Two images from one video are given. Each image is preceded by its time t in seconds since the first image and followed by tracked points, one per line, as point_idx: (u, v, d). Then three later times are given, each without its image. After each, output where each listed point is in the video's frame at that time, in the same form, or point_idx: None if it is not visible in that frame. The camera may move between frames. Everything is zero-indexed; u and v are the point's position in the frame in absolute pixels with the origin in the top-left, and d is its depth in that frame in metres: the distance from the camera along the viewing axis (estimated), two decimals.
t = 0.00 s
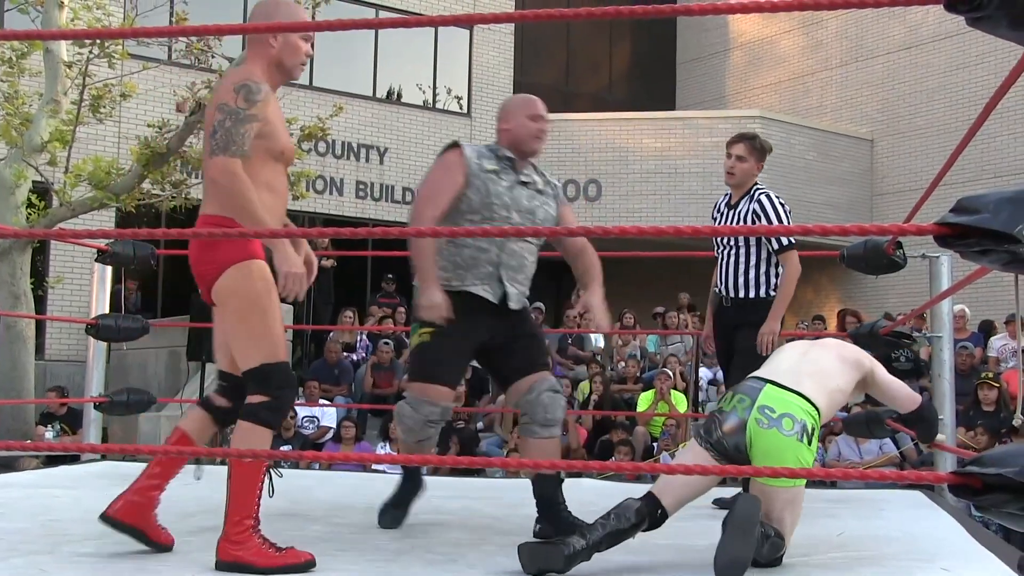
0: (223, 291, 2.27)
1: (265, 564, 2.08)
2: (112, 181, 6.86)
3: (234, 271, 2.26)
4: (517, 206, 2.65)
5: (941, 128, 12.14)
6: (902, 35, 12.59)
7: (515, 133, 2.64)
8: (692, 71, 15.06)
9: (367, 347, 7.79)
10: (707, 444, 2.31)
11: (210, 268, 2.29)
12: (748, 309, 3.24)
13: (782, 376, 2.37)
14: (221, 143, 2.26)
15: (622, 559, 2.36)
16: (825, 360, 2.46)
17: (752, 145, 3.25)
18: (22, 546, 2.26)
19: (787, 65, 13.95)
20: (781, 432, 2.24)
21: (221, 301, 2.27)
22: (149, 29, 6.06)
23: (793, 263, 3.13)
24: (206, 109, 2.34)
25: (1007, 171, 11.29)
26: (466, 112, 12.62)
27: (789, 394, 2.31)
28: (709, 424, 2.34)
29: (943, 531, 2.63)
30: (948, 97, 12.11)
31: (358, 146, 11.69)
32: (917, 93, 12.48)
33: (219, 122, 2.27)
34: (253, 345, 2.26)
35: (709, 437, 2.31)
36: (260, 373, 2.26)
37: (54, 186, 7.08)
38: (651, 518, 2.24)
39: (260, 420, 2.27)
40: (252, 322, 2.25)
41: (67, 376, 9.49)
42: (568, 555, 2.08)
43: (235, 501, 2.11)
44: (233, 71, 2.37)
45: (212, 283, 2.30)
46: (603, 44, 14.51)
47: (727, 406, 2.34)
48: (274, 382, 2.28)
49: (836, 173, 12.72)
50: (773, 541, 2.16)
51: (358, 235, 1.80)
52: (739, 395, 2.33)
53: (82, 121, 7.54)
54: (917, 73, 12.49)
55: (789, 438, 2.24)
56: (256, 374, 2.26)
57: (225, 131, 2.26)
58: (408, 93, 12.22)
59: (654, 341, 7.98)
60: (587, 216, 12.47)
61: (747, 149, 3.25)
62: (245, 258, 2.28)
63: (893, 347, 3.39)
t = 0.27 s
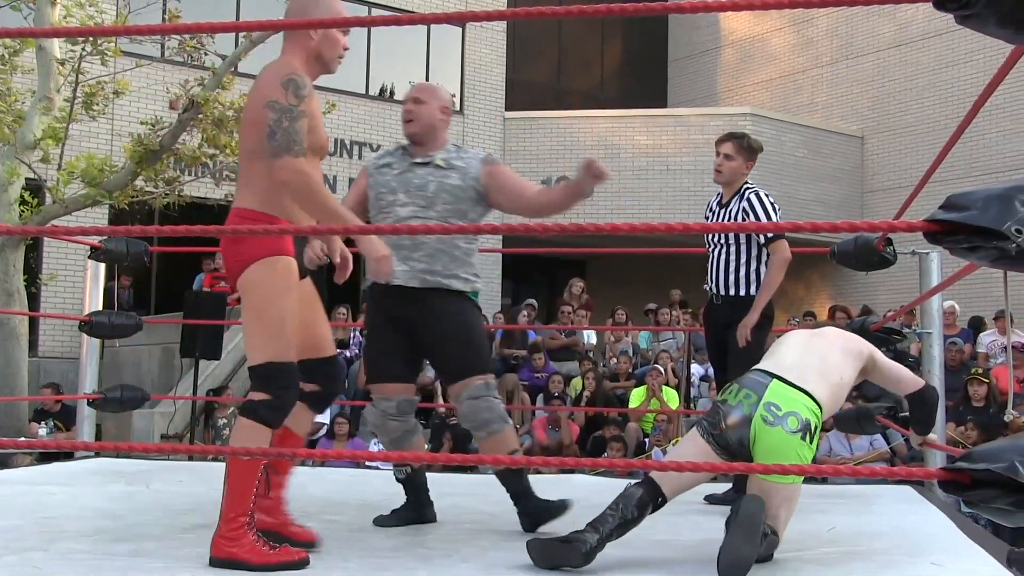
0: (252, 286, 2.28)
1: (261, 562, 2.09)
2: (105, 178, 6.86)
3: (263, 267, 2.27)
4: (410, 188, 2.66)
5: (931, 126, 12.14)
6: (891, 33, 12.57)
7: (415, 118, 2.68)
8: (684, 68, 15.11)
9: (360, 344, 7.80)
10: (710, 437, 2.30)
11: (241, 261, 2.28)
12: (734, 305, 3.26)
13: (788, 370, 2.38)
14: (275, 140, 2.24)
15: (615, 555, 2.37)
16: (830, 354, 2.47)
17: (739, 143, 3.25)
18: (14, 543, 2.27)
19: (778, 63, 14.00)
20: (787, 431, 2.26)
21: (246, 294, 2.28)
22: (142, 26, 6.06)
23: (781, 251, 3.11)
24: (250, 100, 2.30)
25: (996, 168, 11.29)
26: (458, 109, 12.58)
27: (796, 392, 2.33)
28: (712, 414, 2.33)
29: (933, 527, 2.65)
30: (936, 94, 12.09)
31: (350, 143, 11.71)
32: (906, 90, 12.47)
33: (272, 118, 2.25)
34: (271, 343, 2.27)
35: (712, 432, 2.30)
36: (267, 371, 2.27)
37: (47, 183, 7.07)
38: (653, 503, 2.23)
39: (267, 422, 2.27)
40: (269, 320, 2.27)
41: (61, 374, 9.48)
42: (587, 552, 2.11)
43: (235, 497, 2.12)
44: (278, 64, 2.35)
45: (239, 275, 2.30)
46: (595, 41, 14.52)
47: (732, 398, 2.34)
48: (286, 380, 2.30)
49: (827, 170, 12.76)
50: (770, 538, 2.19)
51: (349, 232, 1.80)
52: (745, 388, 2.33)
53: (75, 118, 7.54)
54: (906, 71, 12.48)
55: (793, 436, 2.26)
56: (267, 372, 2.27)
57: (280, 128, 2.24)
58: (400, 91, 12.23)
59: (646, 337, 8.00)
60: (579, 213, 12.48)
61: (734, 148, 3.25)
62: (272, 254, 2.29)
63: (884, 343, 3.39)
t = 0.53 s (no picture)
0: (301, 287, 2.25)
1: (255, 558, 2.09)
2: (100, 177, 6.87)
3: (307, 268, 2.26)
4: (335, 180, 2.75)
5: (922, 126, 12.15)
6: (884, 32, 12.56)
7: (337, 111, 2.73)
8: (678, 67, 15.17)
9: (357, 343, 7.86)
10: (714, 432, 2.32)
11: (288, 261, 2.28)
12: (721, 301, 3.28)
13: (795, 367, 2.40)
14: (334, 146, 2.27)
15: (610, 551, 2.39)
16: (837, 350, 2.49)
17: (731, 144, 3.26)
18: (12, 540, 2.27)
19: (771, 62, 14.04)
20: (790, 430, 2.29)
21: (287, 294, 2.26)
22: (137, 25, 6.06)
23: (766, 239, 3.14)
24: (307, 105, 2.32)
25: (987, 167, 11.32)
26: (453, 108, 12.63)
27: (803, 392, 2.35)
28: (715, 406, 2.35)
29: (927, 522, 2.66)
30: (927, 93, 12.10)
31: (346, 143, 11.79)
32: (897, 88, 12.49)
33: (333, 127, 2.28)
34: (310, 345, 2.25)
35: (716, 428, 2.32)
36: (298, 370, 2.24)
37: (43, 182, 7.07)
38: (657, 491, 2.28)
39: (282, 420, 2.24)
40: (306, 323, 2.24)
41: (57, 373, 9.49)
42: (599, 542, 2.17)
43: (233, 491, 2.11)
44: (334, 70, 2.37)
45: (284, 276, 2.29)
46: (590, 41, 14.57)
47: (737, 394, 2.35)
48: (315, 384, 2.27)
49: (820, 168, 12.81)
50: (763, 536, 2.20)
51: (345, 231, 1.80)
52: (751, 385, 2.35)
53: (71, 117, 7.54)
54: (898, 70, 12.49)
55: (795, 436, 2.29)
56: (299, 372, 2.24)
57: (339, 135, 2.27)
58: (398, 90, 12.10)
59: (641, 334, 8.03)
60: (574, 212, 12.49)
61: (727, 149, 3.25)
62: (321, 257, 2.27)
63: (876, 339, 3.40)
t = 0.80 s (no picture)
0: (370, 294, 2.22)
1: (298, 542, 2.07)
2: (94, 178, 6.85)
3: (380, 273, 2.23)
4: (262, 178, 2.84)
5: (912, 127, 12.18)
6: (874, 33, 12.57)
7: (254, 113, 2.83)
8: (669, 68, 15.21)
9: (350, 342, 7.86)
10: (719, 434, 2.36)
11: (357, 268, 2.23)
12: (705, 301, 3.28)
13: (800, 371, 2.40)
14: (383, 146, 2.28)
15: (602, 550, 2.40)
16: (839, 354, 2.50)
17: (719, 149, 3.24)
18: (6, 542, 2.28)
19: (762, 63, 14.09)
20: (794, 434, 2.29)
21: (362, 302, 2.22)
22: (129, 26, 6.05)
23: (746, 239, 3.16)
24: (353, 113, 2.35)
25: (977, 168, 11.35)
26: (446, 109, 12.59)
27: (807, 396, 2.35)
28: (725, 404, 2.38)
29: (918, 521, 2.67)
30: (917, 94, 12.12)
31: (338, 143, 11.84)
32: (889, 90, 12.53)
33: (380, 126, 2.30)
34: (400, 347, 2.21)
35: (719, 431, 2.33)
36: (398, 372, 2.18)
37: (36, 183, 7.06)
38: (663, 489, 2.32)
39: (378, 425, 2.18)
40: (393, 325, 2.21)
41: (50, 374, 9.48)
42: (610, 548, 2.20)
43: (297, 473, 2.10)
44: (374, 77, 2.40)
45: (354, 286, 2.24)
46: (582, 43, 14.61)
47: (743, 398, 2.35)
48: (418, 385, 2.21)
49: (811, 169, 12.85)
50: (759, 538, 2.19)
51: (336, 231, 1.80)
52: (756, 389, 2.35)
53: (64, 119, 7.53)
54: (888, 71, 12.52)
55: (800, 440, 2.29)
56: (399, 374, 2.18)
57: (388, 135, 2.29)
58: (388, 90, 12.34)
59: (632, 334, 8.05)
60: (566, 213, 12.51)
61: (716, 155, 3.25)
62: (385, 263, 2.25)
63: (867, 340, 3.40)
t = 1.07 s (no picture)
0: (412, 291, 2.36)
1: (452, 541, 2.25)
2: (86, 178, 6.84)
3: (421, 271, 2.36)
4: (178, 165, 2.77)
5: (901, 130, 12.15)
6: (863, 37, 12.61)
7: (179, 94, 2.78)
8: (660, 71, 15.26)
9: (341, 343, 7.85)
10: (711, 430, 2.36)
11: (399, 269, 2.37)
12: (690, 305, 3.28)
13: (794, 372, 2.42)
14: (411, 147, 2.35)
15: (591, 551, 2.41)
16: (833, 355, 2.52)
17: (695, 152, 3.26)
18: None
19: (752, 66, 14.14)
20: (788, 435, 2.31)
21: (407, 300, 2.37)
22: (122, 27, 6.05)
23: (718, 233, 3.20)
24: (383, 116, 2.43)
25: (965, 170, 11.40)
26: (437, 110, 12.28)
27: (802, 398, 2.38)
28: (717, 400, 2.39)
29: (906, 521, 2.69)
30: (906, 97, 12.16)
31: (330, 144, 11.88)
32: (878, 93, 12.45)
33: (402, 127, 2.37)
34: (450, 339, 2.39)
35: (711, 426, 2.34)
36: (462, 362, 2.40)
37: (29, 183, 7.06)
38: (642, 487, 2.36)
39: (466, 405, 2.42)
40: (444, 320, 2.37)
41: (42, 373, 9.46)
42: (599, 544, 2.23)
43: (428, 485, 2.26)
44: (405, 80, 2.48)
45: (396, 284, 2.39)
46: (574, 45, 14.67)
47: (738, 397, 2.36)
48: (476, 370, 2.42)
49: (800, 172, 12.90)
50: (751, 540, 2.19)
51: (327, 232, 1.82)
52: (751, 389, 2.36)
53: (57, 119, 7.52)
54: (877, 75, 12.47)
55: (792, 441, 2.31)
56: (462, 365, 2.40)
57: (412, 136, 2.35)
58: (380, 92, 12.46)
59: (623, 335, 8.07)
60: (557, 214, 12.54)
61: (693, 159, 3.27)
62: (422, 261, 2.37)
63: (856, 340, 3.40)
